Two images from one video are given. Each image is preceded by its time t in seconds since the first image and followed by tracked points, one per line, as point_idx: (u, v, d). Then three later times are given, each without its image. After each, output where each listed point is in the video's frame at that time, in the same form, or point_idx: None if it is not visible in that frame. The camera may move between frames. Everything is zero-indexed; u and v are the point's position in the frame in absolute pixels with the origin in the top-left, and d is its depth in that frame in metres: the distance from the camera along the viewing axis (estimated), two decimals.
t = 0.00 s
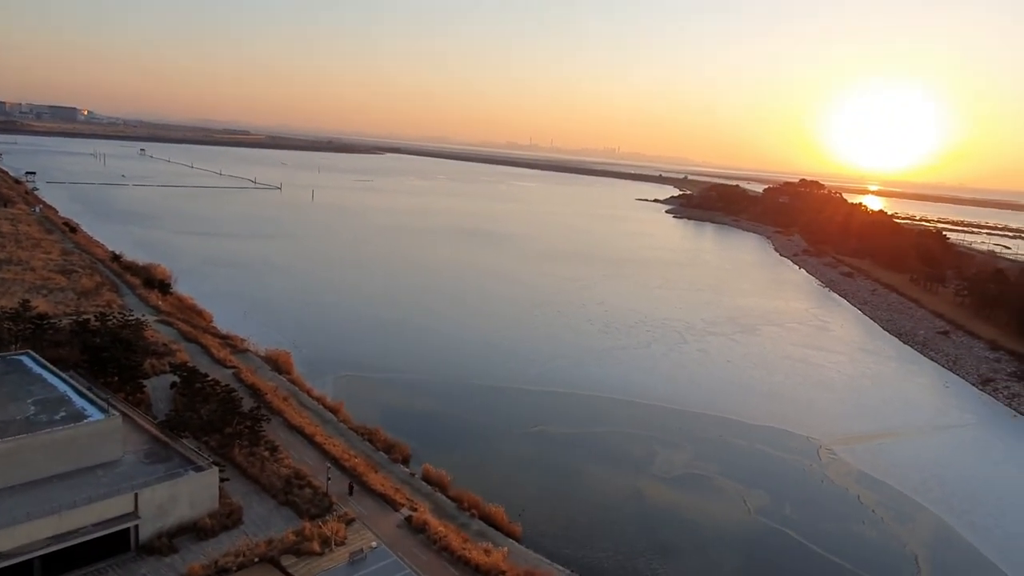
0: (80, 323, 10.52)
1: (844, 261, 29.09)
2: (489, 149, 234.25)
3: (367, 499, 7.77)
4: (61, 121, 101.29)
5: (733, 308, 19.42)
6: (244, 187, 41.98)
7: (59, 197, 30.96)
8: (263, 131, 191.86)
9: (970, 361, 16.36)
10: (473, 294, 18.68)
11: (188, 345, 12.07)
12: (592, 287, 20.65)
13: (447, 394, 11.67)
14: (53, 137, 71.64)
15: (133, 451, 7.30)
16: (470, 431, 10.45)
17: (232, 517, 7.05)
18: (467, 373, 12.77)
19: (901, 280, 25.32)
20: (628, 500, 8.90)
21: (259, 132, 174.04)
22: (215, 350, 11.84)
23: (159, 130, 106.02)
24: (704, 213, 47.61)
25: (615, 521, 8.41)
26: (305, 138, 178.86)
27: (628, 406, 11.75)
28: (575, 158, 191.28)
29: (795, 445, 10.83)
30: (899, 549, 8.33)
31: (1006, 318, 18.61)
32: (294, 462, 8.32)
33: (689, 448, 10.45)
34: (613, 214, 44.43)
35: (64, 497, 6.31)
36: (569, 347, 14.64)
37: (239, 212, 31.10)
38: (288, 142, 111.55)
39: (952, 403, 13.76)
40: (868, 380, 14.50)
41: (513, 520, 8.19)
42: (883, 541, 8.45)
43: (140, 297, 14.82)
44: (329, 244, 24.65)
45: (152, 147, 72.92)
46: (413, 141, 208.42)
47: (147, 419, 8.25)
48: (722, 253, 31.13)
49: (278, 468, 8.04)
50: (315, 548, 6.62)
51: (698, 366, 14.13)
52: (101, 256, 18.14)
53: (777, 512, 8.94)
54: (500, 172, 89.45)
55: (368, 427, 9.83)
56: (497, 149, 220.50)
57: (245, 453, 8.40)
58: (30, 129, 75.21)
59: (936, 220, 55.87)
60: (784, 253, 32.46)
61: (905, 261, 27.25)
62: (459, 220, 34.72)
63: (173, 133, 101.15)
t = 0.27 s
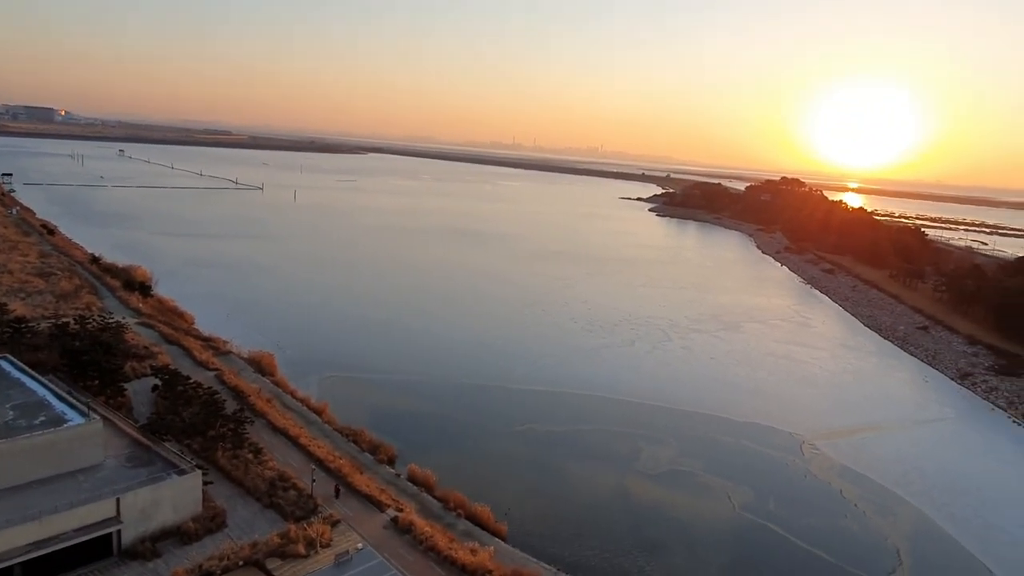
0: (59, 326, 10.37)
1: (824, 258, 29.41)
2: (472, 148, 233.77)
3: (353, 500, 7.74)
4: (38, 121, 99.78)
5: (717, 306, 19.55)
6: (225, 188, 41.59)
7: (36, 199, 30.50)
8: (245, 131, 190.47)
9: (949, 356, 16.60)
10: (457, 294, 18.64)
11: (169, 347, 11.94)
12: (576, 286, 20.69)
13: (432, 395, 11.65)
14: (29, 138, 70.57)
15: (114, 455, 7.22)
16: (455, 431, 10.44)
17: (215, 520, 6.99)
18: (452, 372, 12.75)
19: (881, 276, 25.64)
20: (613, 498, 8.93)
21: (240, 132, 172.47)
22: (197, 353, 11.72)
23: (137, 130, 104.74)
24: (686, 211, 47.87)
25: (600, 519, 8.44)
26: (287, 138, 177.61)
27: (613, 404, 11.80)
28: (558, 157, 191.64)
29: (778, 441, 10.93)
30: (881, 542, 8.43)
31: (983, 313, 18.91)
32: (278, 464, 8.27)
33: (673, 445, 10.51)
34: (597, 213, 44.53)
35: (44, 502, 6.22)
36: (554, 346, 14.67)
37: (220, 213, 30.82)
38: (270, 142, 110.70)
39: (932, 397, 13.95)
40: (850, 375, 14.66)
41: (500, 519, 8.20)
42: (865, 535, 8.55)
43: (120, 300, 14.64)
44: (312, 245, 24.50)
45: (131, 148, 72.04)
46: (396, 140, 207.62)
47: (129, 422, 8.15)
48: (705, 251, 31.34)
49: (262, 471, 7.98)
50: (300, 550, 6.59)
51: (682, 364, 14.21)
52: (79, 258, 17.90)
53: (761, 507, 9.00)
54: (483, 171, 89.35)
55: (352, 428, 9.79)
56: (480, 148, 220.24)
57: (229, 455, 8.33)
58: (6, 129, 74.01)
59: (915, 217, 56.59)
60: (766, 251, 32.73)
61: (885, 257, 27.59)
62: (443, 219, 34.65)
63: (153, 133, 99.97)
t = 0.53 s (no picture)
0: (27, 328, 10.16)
1: (798, 256, 29.83)
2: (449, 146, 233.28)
3: (330, 502, 7.68)
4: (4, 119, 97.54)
5: (692, 303, 19.73)
6: (198, 187, 41.02)
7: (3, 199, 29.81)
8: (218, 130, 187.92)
9: (919, 351, 16.93)
10: (434, 293, 18.59)
11: (142, 349, 11.75)
12: (553, 284, 20.76)
13: (410, 394, 11.61)
14: None
15: (85, 460, 7.09)
16: (433, 431, 10.41)
17: (190, 524, 6.91)
18: (429, 372, 12.72)
19: (853, 273, 26.08)
20: (592, 496, 8.98)
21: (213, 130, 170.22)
22: (170, 354, 11.55)
23: (107, 128, 102.86)
24: (662, 209, 48.23)
25: (579, 516, 8.49)
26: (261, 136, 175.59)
27: (591, 402, 11.86)
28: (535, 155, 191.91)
29: (753, 436, 11.08)
30: (854, 534, 8.58)
31: (951, 309, 19.31)
32: (253, 466, 8.18)
33: (651, 442, 10.60)
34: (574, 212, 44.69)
35: (14, 508, 6.09)
36: (531, 344, 14.70)
37: (194, 213, 30.39)
38: (244, 140, 109.36)
39: (902, 391, 14.22)
40: (823, 371, 14.89)
41: (478, 519, 8.20)
42: (839, 528, 8.69)
43: (90, 301, 14.38)
44: (287, 245, 24.26)
45: (101, 147, 70.74)
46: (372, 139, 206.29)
47: (100, 426, 8.01)
48: (681, 249, 31.62)
49: (238, 473, 7.89)
50: (277, 553, 6.53)
51: (659, 361, 14.33)
52: (48, 259, 17.54)
53: (737, 503, 9.11)
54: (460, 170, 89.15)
55: (329, 429, 9.71)
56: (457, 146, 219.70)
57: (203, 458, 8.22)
58: None
59: (885, 214, 57.62)
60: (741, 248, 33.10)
61: (856, 255, 28.06)
62: (420, 218, 34.53)
63: (123, 132, 98.21)
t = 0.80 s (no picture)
0: None
1: (763, 256, 30.33)
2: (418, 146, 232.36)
3: (298, 505, 7.59)
4: None
5: (660, 303, 19.95)
6: (161, 187, 40.19)
7: None
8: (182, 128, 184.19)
9: (881, 349, 17.34)
10: (404, 294, 18.50)
11: (103, 353, 11.48)
12: (523, 284, 20.81)
13: (380, 396, 11.53)
14: None
15: (44, 466, 6.91)
16: (404, 432, 10.36)
17: (154, 530, 6.77)
18: (399, 373, 12.64)
19: (816, 273, 26.62)
20: (562, 495, 9.03)
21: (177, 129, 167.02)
22: (133, 357, 11.30)
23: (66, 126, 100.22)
24: (631, 210, 48.65)
25: (549, 516, 8.52)
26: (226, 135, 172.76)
27: (561, 402, 11.92)
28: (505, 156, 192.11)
29: (720, 434, 11.24)
30: (819, 529, 8.76)
31: (911, 307, 19.83)
32: (219, 470, 8.05)
33: (620, 440, 10.69)
34: (544, 212, 44.85)
35: None
36: (502, 344, 14.71)
37: (157, 213, 29.79)
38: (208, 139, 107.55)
39: (864, 388, 14.56)
40: (788, 369, 15.17)
41: (449, 520, 8.19)
42: (804, 522, 8.86)
43: (49, 303, 14.01)
44: (253, 245, 23.92)
45: (59, 145, 68.91)
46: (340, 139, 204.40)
47: (59, 430, 7.81)
48: (650, 249, 31.94)
49: (203, 478, 7.76)
50: (244, 558, 6.43)
51: (627, 360, 14.47)
52: (4, 260, 17.04)
53: (705, 500, 9.24)
54: (430, 170, 88.82)
55: (297, 431, 9.60)
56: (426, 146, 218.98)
57: (167, 462, 8.07)
58: None
59: (847, 215, 58.93)
60: (708, 249, 33.56)
61: (820, 254, 28.65)
62: (389, 219, 34.32)
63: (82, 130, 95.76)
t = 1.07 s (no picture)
0: None
1: (724, 260, 30.87)
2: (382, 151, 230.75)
3: (259, 514, 7.46)
4: None
5: (624, 307, 20.15)
6: (116, 190, 39.14)
7: None
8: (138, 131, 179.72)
9: (837, 351, 17.79)
10: (368, 299, 18.33)
11: (54, 360, 11.12)
12: (488, 289, 20.81)
13: (343, 402, 11.40)
14: None
15: None
16: (368, 439, 10.26)
17: (109, 542, 6.58)
18: (363, 379, 12.52)
19: (775, 277, 27.21)
20: (528, 499, 9.05)
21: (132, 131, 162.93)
22: (86, 365, 10.97)
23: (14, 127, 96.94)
24: (595, 215, 49.08)
25: (515, 521, 8.53)
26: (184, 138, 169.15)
27: (526, 406, 11.95)
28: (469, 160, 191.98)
29: (683, 436, 11.40)
30: (779, 528, 8.94)
31: (866, 310, 20.38)
32: (177, 480, 7.86)
33: (585, 444, 10.76)
34: (508, 217, 44.95)
35: None
36: (467, 349, 14.68)
37: (111, 216, 28.98)
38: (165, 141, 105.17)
39: (821, 390, 14.92)
40: (749, 372, 15.46)
41: (414, 527, 8.13)
42: (764, 522, 9.04)
43: None
44: (212, 250, 23.45)
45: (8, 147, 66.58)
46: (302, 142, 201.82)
47: (9, 441, 7.54)
48: (613, 254, 32.25)
49: (160, 488, 7.57)
50: (204, 569, 6.29)
51: (592, 364, 14.58)
52: None
53: (668, 501, 9.35)
54: (393, 174, 88.26)
55: (258, 439, 9.43)
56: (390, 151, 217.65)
57: (123, 473, 7.85)
58: None
59: (804, 221, 60.37)
60: (670, 253, 34.04)
61: (778, 259, 29.28)
62: (353, 223, 34.01)
63: (32, 130, 92.72)
